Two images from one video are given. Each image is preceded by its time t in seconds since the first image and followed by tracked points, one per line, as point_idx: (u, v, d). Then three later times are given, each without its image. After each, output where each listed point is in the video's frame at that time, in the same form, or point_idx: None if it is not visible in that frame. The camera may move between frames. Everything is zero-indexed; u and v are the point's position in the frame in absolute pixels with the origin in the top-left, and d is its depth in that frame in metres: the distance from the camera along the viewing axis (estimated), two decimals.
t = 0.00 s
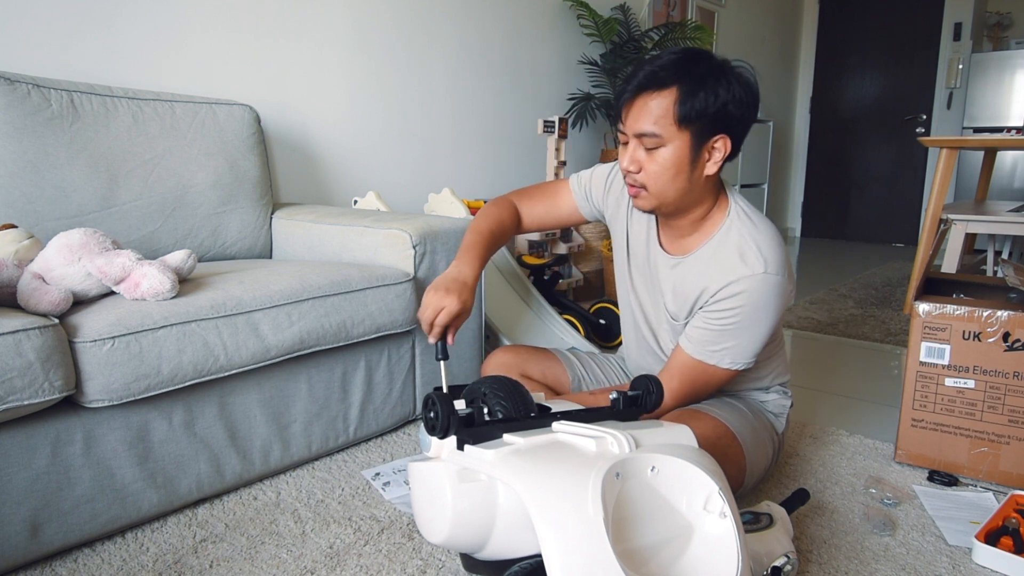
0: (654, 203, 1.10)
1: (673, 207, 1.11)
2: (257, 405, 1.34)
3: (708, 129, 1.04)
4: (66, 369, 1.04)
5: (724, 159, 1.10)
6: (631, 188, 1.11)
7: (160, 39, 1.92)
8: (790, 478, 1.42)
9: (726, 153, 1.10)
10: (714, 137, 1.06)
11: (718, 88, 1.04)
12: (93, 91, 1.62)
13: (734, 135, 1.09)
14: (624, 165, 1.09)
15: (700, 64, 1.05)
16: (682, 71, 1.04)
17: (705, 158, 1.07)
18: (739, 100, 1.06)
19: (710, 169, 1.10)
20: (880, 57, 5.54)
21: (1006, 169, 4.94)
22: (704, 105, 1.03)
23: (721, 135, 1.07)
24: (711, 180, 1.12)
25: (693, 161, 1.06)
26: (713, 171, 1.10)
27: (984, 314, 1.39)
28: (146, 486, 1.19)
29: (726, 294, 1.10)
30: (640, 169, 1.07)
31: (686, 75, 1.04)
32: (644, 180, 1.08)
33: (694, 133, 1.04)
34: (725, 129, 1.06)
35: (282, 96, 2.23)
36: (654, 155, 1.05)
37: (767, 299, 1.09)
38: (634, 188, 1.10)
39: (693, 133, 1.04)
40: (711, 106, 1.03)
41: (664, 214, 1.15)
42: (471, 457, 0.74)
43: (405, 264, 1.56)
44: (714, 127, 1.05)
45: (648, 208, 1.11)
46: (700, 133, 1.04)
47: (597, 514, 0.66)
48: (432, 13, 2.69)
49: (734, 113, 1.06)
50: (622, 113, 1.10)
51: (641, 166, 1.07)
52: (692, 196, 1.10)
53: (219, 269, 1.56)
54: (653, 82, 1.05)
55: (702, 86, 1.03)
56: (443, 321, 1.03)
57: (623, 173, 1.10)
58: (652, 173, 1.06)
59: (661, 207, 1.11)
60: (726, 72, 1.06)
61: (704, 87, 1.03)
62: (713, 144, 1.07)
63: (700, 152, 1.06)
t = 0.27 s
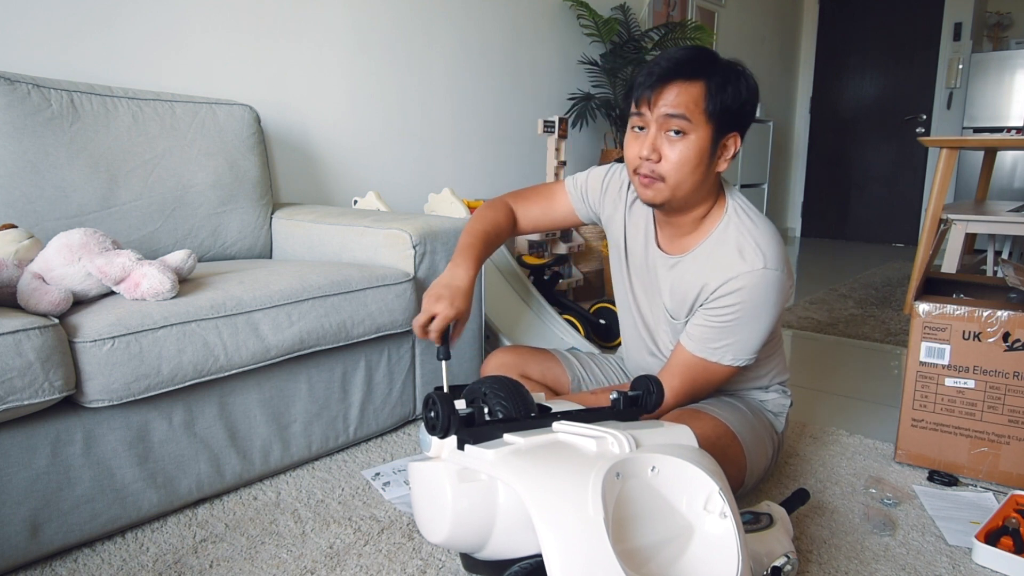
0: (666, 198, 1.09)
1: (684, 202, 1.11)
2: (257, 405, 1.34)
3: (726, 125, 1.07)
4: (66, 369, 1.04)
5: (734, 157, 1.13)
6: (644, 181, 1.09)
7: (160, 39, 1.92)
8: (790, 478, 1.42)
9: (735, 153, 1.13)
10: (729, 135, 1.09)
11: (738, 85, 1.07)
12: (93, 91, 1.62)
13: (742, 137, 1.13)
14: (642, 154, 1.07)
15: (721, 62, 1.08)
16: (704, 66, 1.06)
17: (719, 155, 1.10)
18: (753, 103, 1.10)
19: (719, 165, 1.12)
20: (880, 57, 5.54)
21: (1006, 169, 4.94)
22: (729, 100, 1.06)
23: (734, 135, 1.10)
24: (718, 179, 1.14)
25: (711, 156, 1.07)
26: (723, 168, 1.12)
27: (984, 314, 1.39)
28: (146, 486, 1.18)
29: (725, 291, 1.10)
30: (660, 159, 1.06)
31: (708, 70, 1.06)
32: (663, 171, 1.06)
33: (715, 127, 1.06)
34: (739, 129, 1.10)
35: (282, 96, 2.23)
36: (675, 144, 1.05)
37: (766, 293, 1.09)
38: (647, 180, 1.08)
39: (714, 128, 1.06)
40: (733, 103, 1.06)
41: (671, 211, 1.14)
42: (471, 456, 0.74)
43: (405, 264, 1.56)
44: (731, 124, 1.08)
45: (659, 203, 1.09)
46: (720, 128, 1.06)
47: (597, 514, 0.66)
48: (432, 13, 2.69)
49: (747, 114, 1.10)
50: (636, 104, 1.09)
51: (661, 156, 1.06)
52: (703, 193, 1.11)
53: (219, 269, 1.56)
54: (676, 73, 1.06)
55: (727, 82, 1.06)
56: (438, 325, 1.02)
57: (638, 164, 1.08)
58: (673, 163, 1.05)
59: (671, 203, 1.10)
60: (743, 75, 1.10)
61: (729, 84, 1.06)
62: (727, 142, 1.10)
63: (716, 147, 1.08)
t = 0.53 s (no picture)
0: (661, 195, 1.10)
1: (678, 200, 1.11)
2: (257, 405, 1.34)
3: (722, 125, 1.08)
4: (66, 369, 1.04)
5: (728, 157, 1.13)
6: (639, 177, 1.10)
7: (160, 39, 1.92)
8: (790, 479, 1.42)
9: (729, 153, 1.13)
10: (724, 135, 1.10)
11: (735, 86, 1.08)
12: (93, 91, 1.62)
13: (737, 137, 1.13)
14: (638, 152, 1.08)
15: (719, 63, 1.09)
16: (702, 66, 1.07)
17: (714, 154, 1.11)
18: (748, 105, 1.11)
19: (714, 165, 1.12)
20: (880, 57, 5.54)
21: (1006, 169, 4.94)
22: (725, 101, 1.07)
23: (729, 135, 1.10)
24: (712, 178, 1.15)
25: (705, 155, 1.08)
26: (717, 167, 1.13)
27: (984, 314, 1.39)
28: (146, 486, 1.19)
29: (716, 290, 1.10)
30: (656, 156, 1.07)
31: (705, 71, 1.07)
32: (659, 168, 1.07)
33: (711, 127, 1.06)
34: (733, 130, 1.10)
35: (282, 96, 2.23)
36: (671, 142, 1.06)
37: (755, 292, 1.09)
38: (643, 176, 1.09)
39: (710, 128, 1.06)
40: (729, 104, 1.07)
41: (664, 209, 1.14)
42: (471, 457, 0.74)
43: (405, 264, 1.56)
44: (727, 124, 1.08)
45: (653, 200, 1.10)
46: (716, 128, 1.07)
47: (596, 514, 0.66)
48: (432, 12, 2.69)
49: (743, 115, 1.11)
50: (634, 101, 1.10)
51: (656, 154, 1.07)
52: (697, 192, 1.12)
53: (219, 269, 1.56)
54: (674, 72, 1.06)
55: (724, 83, 1.07)
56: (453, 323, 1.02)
57: (634, 161, 1.09)
58: (668, 161, 1.06)
59: (665, 201, 1.11)
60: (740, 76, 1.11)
61: (726, 85, 1.07)
62: (721, 142, 1.10)
63: (711, 147, 1.09)
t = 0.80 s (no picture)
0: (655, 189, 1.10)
1: (673, 193, 1.12)
2: (257, 405, 1.34)
3: (712, 117, 1.09)
4: (66, 369, 1.04)
5: (719, 150, 1.13)
6: (633, 172, 1.11)
7: (160, 39, 1.92)
8: (790, 479, 1.42)
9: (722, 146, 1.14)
10: (715, 127, 1.10)
11: (722, 79, 1.09)
12: (93, 91, 1.62)
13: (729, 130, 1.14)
14: (630, 147, 1.09)
15: (705, 58, 1.11)
16: (689, 61, 1.09)
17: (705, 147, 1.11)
18: (737, 98, 1.12)
19: (707, 157, 1.13)
20: (880, 57, 5.54)
21: (1006, 169, 4.94)
22: (713, 93, 1.08)
23: (720, 127, 1.11)
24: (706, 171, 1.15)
25: (697, 147, 1.09)
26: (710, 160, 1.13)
27: (984, 314, 1.39)
28: (146, 486, 1.18)
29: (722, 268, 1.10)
30: (647, 150, 1.08)
31: (692, 65, 1.09)
32: (652, 161, 1.08)
33: (701, 119, 1.07)
34: (724, 122, 1.11)
35: (281, 96, 2.23)
36: (663, 136, 1.07)
37: (760, 267, 1.09)
38: (636, 171, 1.10)
39: (699, 119, 1.07)
40: (718, 96, 1.08)
41: (660, 204, 1.15)
42: (471, 457, 0.74)
43: (405, 264, 1.56)
44: (717, 116, 1.09)
45: (648, 193, 1.11)
46: (706, 120, 1.08)
47: (596, 514, 0.66)
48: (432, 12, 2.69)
49: (733, 108, 1.12)
50: (624, 99, 1.12)
51: (648, 147, 1.08)
52: (691, 184, 1.12)
53: (219, 269, 1.56)
54: (661, 68, 1.08)
55: (711, 76, 1.09)
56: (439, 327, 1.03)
57: (626, 156, 1.10)
58: (660, 154, 1.07)
59: (661, 194, 1.11)
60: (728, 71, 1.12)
61: (713, 77, 1.08)
62: (712, 134, 1.11)
63: (702, 138, 1.09)
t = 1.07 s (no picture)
0: (641, 185, 1.11)
1: (659, 189, 1.12)
2: (257, 405, 1.34)
3: (694, 114, 1.09)
4: (66, 369, 1.04)
5: (704, 145, 1.13)
6: (619, 171, 1.11)
7: (160, 39, 1.92)
8: (790, 478, 1.42)
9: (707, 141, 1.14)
10: (698, 122, 1.10)
11: (703, 77, 1.09)
12: (93, 91, 1.62)
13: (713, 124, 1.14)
14: (614, 146, 1.10)
15: (686, 56, 1.10)
16: (669, 60, 1.08)
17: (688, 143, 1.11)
18: (720, 93, 1.12)
19: (691, 152, 1.12)
20: (880, 57, 5.54)
21: (1006, 169, 4.94)
22: (694, 91, 1.08)
23: (704, 122, 1.11)
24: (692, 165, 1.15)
25: (680, 143, 1.09)
26: (695, 155, 1.13)
27: (983, 314, 1.39)
28: (146, 486, 1.18)
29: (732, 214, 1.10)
30: (630, 149, 1.08)
31: (673, 64, 1.08)
32: (635, 160, 1.08)
33: (682, 116, 1.07)
34: (708, 116, 1.11)
35: (281, 96, 2.23)
36: (644, 135, 1.07)
37: (755, 207, 1.09)
38: (621, 169, 1.11)
39: (681, 116, 1.07)
40: (699, 93, 1.08)
41: (647, 198, 1.16)
42: (471, 457, 0.74)
43: (405, 264, 1.56)
44: (699, 112, 1.09)
45: (633, 191, 1.12)
46: (688, 116, 1.08)
47: (597, 514, 0.66)
48: (432, 12, 2.69)
49: (716, 103, 1.11)
50: (608, 99, 1.12)
51: (630, 146, 1.09)
52: (677, 178, 1.12)
53: (219, 269, 1.56)
54: (642, 68, 1.08)
55: (691, 73, 1.08)
56: (437, 325, 1.03)
57: (611, 155, 1.11)
58: (643, 153, 1.08)
59: (646, 190, 1.12)
60: (709, 67, 1.12)
61: (693, 75, 1.08)
62: (696, 130, 1.11)
63: (686, 135, 1.09)
